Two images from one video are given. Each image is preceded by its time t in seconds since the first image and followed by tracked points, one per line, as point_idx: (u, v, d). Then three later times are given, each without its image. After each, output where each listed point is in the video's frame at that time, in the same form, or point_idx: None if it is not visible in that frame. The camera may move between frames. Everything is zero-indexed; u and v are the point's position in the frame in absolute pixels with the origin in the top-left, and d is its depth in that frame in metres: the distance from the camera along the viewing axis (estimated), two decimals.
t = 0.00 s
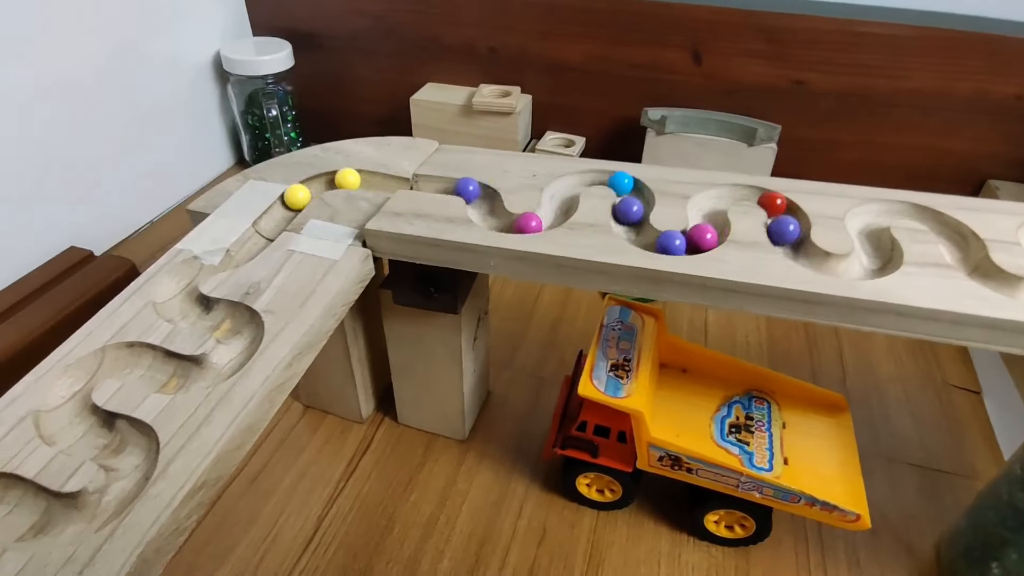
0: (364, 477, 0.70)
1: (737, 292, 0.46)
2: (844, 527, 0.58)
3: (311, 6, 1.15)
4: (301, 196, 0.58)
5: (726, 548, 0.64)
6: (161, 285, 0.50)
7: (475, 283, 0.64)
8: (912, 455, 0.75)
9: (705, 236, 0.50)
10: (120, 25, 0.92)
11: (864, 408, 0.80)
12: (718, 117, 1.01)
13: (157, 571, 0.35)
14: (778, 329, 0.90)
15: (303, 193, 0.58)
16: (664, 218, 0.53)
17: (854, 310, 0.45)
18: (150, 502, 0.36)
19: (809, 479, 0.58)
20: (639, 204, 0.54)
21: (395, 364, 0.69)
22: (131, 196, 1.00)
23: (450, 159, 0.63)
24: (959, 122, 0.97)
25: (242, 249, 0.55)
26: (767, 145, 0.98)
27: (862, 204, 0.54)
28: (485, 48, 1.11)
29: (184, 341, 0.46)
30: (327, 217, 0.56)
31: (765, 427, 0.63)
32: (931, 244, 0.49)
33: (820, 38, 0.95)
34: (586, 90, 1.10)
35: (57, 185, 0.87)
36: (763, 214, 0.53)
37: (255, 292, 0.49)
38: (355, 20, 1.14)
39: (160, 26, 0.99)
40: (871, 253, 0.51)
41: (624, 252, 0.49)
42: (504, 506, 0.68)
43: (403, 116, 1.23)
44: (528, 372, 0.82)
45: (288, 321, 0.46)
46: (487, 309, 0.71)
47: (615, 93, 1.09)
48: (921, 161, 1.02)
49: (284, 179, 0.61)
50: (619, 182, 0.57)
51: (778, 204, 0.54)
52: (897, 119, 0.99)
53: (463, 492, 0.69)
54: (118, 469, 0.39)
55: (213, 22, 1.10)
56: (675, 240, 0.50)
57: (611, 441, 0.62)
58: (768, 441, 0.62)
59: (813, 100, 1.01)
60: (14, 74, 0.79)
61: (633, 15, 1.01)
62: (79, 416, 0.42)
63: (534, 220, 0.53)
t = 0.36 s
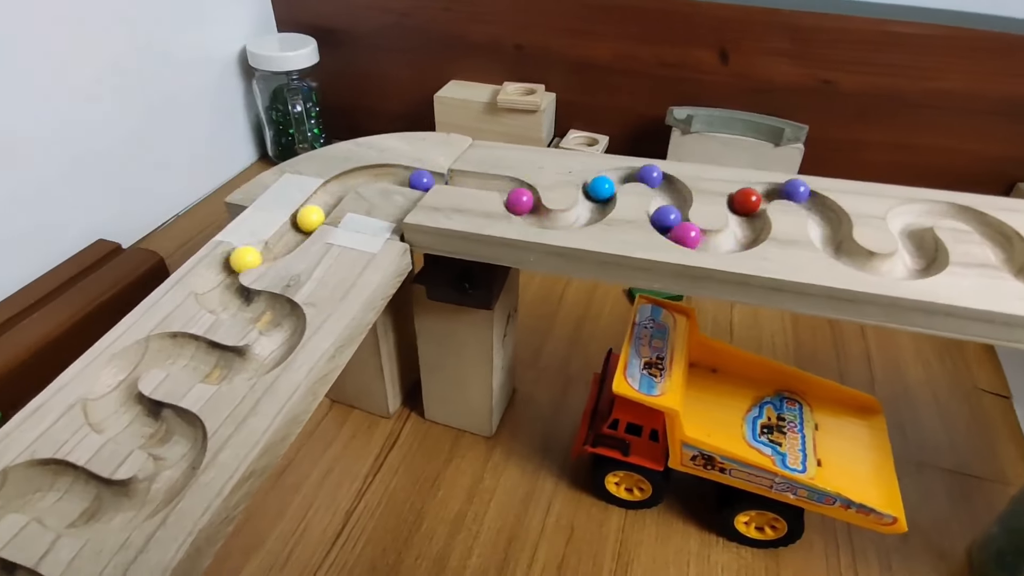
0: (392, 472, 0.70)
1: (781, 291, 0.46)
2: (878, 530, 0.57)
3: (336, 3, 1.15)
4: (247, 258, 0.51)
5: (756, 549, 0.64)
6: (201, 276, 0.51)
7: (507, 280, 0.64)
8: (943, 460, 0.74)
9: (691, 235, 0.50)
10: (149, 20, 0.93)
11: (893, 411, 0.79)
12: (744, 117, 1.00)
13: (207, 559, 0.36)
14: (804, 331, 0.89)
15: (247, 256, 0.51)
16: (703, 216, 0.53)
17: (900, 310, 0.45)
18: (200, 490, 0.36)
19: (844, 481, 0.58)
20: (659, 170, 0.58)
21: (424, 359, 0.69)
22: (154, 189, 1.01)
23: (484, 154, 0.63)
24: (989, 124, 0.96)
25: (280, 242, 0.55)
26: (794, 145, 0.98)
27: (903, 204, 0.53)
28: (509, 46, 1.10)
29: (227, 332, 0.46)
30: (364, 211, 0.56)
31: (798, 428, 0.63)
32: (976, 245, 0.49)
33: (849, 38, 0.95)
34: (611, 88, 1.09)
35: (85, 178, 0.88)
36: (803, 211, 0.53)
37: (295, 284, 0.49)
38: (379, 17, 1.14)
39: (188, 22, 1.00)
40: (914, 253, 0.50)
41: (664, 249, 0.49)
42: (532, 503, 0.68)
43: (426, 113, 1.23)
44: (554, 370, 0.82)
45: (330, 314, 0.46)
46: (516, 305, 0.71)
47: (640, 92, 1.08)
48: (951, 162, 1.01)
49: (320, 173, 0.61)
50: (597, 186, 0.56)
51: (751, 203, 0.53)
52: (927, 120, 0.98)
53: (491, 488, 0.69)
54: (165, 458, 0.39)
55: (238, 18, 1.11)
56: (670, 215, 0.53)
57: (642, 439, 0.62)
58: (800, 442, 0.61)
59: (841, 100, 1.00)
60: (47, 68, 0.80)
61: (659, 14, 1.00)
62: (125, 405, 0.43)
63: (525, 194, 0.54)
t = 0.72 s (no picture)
0: (419, 466, 0.71)
1: (821, 290, 0.46)
2: (909, 532, 0.57)
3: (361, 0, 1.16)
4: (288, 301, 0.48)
5: (783, 549, 0.64)
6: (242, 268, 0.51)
7: (538, 276, 0.64)
8: (972, 464, 0.74)
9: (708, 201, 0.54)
10: (182, 17, 0.94)
11: (920, 414, 0.79)
12: (770, 118, 1.00)
13: (256, 544, 0.36)
14: (829, 332, 0.89)
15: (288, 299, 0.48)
16: (739, 215, 0.53)
17: (942, 311, 0.44)
18: (250, 476, 0.37)
19: (874, 482, 0.58)
20: (639, 185, 0.56)
21: (453, 354, 0.69)
22: (183, 184, 1.02)
23: (517, 151, 0.63)
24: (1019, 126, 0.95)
25: (318, 235, 0.56)
26: (820, 146, 0.97)
27: (939, 205, 0.53)
28: (534, 44, 1.11)
29: (270, 322, 0.47)
30: (400, 206, 0.57)
31: (827, 429, 0.63)
32: (1017, 247, 0.48)
33: (877, 39, 0.94)
34: (635, 88, 1.09)
35: (120, 173, 0.89)
36: (839, 212, 0.53)
37: (335, 277, 0.50)
38: (405, 15, 1.15)
39: (218, 19, 1.01)
40: (953, 254, 0.50)
41: (702, 247, 0.49)
42: (558, 499, 0.68)
43: (449, 111, 1.23)
44: (578, 368, 0.82)
45: (371, 306, 0.47)
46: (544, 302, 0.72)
47: (664, 92, 1.08)
48: (978, 165, 1.00)
49: (355, 168, 0.62)
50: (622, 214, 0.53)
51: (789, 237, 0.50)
52: (955, 122, 0.98)
53: (518, 484, 0.69)
54: (213, 445, 0.40)
55: (266, 15, 1.12)
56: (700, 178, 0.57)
57: (672, 437, 0.62)
58: (830, 442, 0.61)
59: (868, 102, 1.00)
60: (87, 63, 0.81)
61: (686, 13, 1.00)
62: (171, 393, 0.43)
63: (503, 171, 0.60)
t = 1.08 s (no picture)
0: (442, 454, 0.72)
1: (848, 283, 0.47)
2: (930, 526, 0.58)
3: None
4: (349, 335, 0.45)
5: (802, 543, 0.65)
6: (279, 254, 0.53)
7: (564, 269, 0.65)
8: (992, 463, 0.74)
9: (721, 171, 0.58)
10: (214, 10, 0.95)
11: (940, 413, 0.79)
12: (792, 117, 1.00)
13: (297, 517, 0.37)
14: (849, 332, 0.89)
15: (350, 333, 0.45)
16: (765, 209, 0.54)
17: (968, 305, 0.45)
18: (291, 452, 0.38)
19: (895, 476, 0.58)
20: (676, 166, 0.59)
21: (477, 345, 0.71)
22: (211, 176, 1.04)
23: (545, 146, 0.64)
24: None
25: (350, 225, 0.57)
26: (843, 146, 0.97)
27: (965, 202, 0.54)
28: (556, 42, 1.12)
29: (308, 307, 0.48)
30: (431, 197, 0.58)
31: (848, 424, 0.64)
32: None
33: (901, 39, 0.94)
34: (656, 87, 1.10)
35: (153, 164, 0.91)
36: (866, 208, 0.53)
37: (369, 264, 0.51)
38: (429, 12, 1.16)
39: (248, 14, 1.02)
40: (979, 251, 0.51)
41: (729, 240, 0.50)
42: (579, 489, 0.69)
43: (470, 107, 1.25)
44: (598, 362, 0.83)
45: (404, 293, 0.48)
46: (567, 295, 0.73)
47: (686, 90, 1.09)
48: (1001, 167, 1.00)
49: (386, 160, 0.63)
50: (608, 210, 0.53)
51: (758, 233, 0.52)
52: (978, 123, 0.98)
53: (539, 473, 0.70)
54: (254, 422, 0.41)
55: (293, 11, 1.13)
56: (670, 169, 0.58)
57: (693, 428, 0.63)
58: (851, 437, 0.62)
59: (891, 102, 1.00)
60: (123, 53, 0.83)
61: (709, 12, 1.01)
62: (213, 372, 0.45)
63: (468, 158, 0.62)
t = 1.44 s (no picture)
0: (472, 435, 0.74)
1: (876, 272, 0.48)
2: (953, 517, 0.59)
3: None
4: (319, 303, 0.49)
5: (824, 532, 0.66)
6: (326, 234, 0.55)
7: (595, 257, 0.67)
8: (1019, 461, 0.74)
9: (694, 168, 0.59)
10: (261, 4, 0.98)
11: (968, 410, 0.79)
12: (824, 114, 1.01)
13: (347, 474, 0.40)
14: (876, 330, 0.90)
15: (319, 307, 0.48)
16: (796, 198, 0.55)
17: (996, 295, 0.46)
18: (342, 414, 0.41)
19: (920, 466, 0.59)
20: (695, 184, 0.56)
21: (508, 330, 0.73)
22: (253, 165, 1.07)
23: (580, 136, 0.66)
24: None
25: (393, 209, 0.60)
26: (875, 145, 0.97)
27: (997, 196, 0.54)
28: (589, 39, 1.13)
29: (355, 282, 0.51)
30: (470, 183, 0.61)
31: (874, 416, 0.64)
32: None
33: (938, 37, 0.94)
34: (688, 83, 1.11)
35: (201, 151, 0.95)
36: (896, 200, 0.54)
37: (412, 245, 0.53)
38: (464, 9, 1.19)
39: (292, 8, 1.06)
40: (1009, 244, 0.51)
41: (761, 228, 0.51)
42: (605, 472, 0.71)
43: (502, 102, 1.27)
44: (625, 352, 0.85)
45: (446, 272, 0.51)
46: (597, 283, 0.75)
47: (717, 88, 1.09)
48: None
49: (427, 148, 0.66)
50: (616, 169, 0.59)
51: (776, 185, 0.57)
52: (1014, 123, 0.97)
53: (566, 456, 0.72)
54: (306, 387, 0.44)
55: (333, 6, 1.17)
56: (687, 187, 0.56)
57: (720, 415, 0.64)
58: (877, 428, 0.63)
59: (925, 101, 0.99)
60: (176, 44, 0.86)
61: (743, 10, 1.02)
62: (267, 341, 0.47)
63: (439, 164, 0.62)
